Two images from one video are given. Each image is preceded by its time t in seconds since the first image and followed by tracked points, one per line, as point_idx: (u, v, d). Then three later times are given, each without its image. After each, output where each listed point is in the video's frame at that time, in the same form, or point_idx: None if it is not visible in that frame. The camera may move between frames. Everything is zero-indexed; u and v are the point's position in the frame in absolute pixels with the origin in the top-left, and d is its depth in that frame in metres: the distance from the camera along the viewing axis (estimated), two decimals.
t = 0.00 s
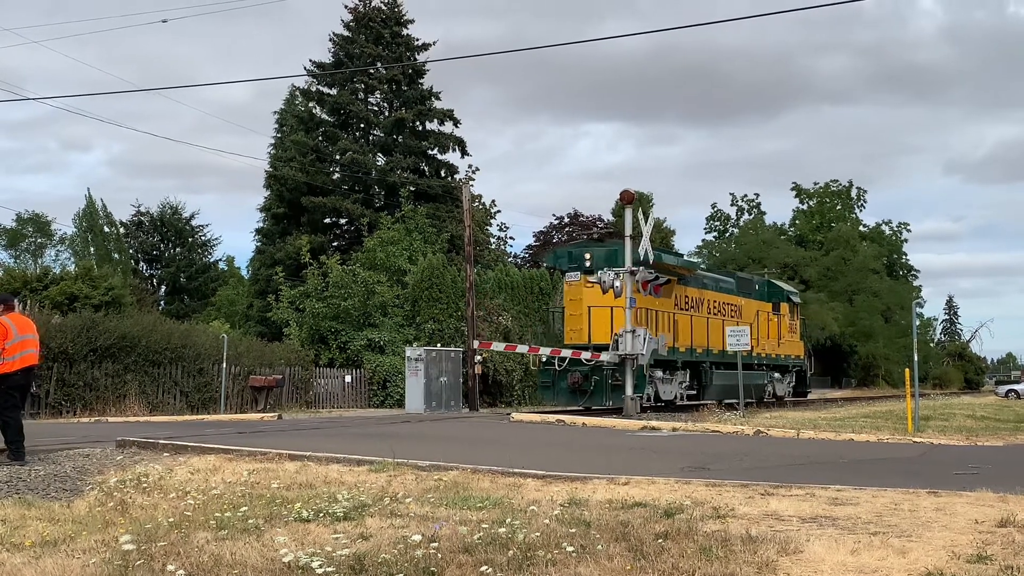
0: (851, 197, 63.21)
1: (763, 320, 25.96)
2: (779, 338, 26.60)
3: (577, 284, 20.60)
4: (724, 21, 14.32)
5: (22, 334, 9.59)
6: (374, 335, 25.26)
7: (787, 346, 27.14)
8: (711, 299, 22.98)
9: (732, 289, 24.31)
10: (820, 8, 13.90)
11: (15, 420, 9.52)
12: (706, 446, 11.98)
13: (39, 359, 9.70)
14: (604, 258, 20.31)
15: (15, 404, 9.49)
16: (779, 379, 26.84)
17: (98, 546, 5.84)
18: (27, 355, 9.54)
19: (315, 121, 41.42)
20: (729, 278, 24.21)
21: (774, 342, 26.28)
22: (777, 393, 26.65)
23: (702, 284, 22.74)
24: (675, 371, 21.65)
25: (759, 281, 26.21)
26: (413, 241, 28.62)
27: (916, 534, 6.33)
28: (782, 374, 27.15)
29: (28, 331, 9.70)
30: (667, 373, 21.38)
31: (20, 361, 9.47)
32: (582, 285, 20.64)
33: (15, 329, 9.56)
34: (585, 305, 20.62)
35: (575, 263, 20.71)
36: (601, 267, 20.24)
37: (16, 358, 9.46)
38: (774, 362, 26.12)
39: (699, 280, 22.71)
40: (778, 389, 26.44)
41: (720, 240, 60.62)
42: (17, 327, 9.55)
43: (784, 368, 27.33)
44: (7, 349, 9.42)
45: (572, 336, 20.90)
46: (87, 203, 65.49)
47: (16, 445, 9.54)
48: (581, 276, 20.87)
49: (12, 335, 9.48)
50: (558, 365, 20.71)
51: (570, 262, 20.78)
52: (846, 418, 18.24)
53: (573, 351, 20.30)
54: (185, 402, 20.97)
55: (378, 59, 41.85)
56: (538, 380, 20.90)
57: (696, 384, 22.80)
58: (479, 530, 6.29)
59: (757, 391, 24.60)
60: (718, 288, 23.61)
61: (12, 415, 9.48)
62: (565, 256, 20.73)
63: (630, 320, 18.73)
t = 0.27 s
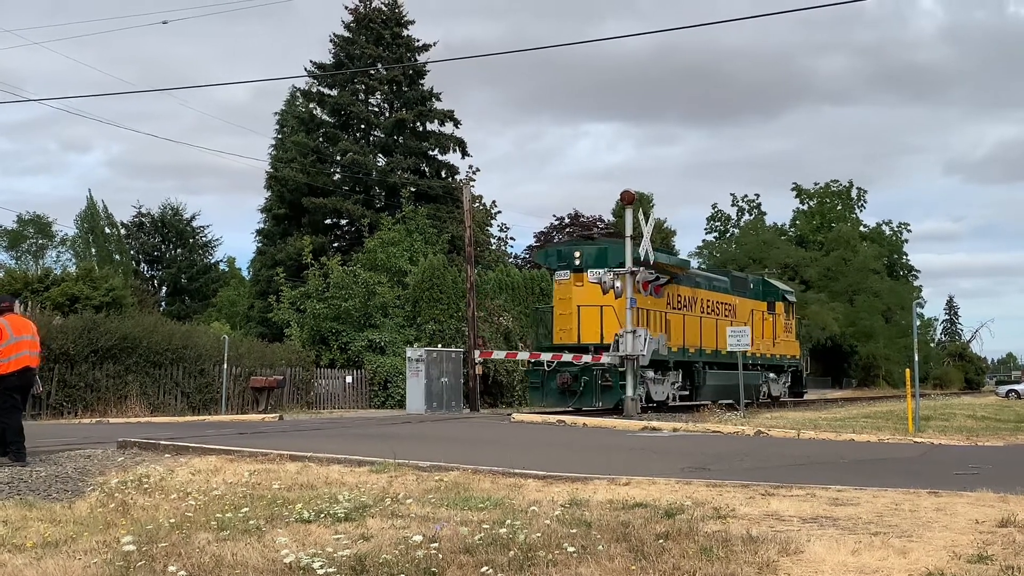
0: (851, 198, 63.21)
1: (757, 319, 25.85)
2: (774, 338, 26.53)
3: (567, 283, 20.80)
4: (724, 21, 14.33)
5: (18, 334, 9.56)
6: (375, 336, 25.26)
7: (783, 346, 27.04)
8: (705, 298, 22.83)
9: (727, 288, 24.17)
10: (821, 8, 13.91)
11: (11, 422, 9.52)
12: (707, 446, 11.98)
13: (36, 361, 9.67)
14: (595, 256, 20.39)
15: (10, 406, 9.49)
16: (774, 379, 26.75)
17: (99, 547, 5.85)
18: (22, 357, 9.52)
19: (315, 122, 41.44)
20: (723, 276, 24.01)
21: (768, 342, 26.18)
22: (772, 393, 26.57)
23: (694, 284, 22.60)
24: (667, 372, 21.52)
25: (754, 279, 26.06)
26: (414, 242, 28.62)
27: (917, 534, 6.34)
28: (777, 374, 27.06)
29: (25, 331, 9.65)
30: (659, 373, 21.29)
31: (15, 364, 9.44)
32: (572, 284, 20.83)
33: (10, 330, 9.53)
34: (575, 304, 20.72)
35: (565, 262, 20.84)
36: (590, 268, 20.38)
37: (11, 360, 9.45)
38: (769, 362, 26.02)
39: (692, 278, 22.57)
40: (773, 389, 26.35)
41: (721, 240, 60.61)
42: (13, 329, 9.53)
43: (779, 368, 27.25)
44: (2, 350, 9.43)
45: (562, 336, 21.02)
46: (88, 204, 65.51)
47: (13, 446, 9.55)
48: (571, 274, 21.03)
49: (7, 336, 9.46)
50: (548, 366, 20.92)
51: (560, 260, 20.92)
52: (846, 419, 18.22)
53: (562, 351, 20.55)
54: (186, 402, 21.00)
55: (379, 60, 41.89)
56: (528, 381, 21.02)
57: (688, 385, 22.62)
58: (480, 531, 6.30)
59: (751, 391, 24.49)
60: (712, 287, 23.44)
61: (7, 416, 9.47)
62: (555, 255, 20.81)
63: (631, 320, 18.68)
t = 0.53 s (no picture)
0: (852, 196, 63.17)
1: (753, 317, 25.69)
2: (770, 337, 26.42)
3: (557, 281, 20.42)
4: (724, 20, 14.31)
5: (14, 340, 9.68)
6: (377, 338, 25.25)
7: (779, 345, 26.90)
8: (700, 296, 22.56)
9: (722, 285, 23.99)
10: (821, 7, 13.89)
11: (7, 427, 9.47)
12: (712, 446, 11.95)
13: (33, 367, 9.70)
14: (586, 255, 20.42)
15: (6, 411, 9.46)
16: (771, 378, 26.57)
17: (101, 552, 5.84)
18: (18, 362, 9.56)
19: (316, 125, 41.46)
20: (718, 274, 23.76)
21: (765, 341, 26.00)
22: (769, 393, 26.39)
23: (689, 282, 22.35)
24: (660, 371, 21.15)
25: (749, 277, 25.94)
26: (416, 244, 28.63)
27: (921, 532, 6.32)
28: (774, 373, 26.90)
29: (21, 338, 9.75)
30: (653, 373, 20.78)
31: (9, 368, 9.47)
32: (562, 283, 20.45)
33: (6, 336, 9.64)
34: (563, 303, 20.41)
35: (555, 261, 20.68)
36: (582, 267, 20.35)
37: (6, 365, 9.50)
38: (765, 362, 25.83)
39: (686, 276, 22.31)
40: (770, 388, 26.19)
41: (722, 240, 60.57)
42: (9, 334, 9.64)
43: (776, 367, 27.09)
44: None
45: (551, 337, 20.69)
46: (89, 209, 65.56)
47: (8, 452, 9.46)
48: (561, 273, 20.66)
49: (3, 342, 9.58)
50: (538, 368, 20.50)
51: (550, 259, 20.75)
52: (849, 418, 18.19)
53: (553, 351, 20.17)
54: (188, 407, 21.04)
55: (379, 63, 41.93)
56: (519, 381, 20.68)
57: (683, 385, 22.21)
58: (482, 533, 6.29)
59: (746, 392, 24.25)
60: (706, 285, 23.16)
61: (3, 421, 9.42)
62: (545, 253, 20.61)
63: (632, 320, 18.64)
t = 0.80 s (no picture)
0: (856, 197, 63.12)
1: (751, 318, 25.56)
2: (768, 338, 26.28)
3: (549, 281, 20.24)
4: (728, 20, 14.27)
5: (15, 342, 9.74)
6: (381, 339, 25.24)
7: (777, 346, 26.77)
8: (695, 297, 22.25)
9: (718, 285, 23.84)
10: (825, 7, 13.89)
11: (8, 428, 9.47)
12: (717, 448, 11.94)
13: (34, 368, 9.74)
14: (578, 254, 20.14)
15: (6, 412, 9.47)
16: (769, 380, 26.37)
17: (106, 553, 5.85)
18: (18, 363, 9.60)
19: (319, 126, 41.49)
20: (714, 275, 23.56)
21: (762, 341, 25.84)
22: (767, 394, 26.19)
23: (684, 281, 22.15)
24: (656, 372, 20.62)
25: (745, 277, 25.79)
26: (419, 245, 28.65)
27: (926, 534, 6.31)
28: (773, 374, 26.73)
29: (22, 338, 9.81)
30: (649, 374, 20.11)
31: (10, 369, 9.52)
32: (553, 282, 20.32)
33: (7, 337, 9.72)
34: (554, 304, 20.27)
35: (546, 260, 20.52)
36: (573, 266, 20.14)
37: (6, 365, 9.54)
38: (763, 363, 25.65)
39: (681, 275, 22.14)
40: (768, 389, 26.02)
41: (726, 241, 60.54)
42: (10, 335, 9.71)
43: (775, 368, 26.96)
44: None
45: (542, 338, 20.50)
46: (93, 211, 65.74)
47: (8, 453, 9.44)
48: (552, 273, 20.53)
49: (4, 343, 9.65)
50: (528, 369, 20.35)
51: (542, 259, 20.59)
52: (853, 419, 18.18)
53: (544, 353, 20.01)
54: (192, 408, 21.07)
55: (382, 64, 41.96)
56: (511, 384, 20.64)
57: (679, 386, 21.62)
58: (487, 534, 6.30)
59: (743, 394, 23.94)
60: (702, 285, 22.91)
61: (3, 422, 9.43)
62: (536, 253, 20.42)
63: (635, 322, 18.57)
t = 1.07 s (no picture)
0: (863, 197, 62.96)
1: (751, 317, 25.29)
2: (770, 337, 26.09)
3: (543, 280, 20.14)
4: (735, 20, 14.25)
5: (17, 342, 9.81)
6: (387, 340, 25.30)
7: (779, 346, 26.50)
8: (695, 295, 21.93)
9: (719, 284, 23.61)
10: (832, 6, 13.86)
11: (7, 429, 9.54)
12: (725, 448, 11.94)
13: (35, 369, 9.81)
14: (573, 252, 19.83)
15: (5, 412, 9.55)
16: (771, 380, 26.00)
17: (114, 553, 5.89)
18: (19, 363, 9.67)
19: (325, 127, 41.58)
20: (713, 273, 23.30)
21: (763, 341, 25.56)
22: (769, 395, 25.87)
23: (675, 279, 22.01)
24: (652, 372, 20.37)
25: (747, 276, 25.57)
26: (425, 246, 28.69)
27: (934, 534, 6.30)
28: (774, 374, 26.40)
29: (25, 339, 9.88)
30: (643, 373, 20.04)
31: (11, 369, 9.60)
32: (547, 280, 20.15)
33: (10, 337, 9.79)
34: (549, 302, 20.05)
35: (541, 259, 20.25)
36: (567, 264, 19.78)
37: (7, 365, 9.62)
38: (764, 363, 25.39)
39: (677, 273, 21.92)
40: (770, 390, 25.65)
41: (732, 241, 60.48)
42: (12, 335, 9.79)
43: (777, 368, 26.68)
44: None
45: (537, 338, 20.32)
46: (100, 212, 65.96)
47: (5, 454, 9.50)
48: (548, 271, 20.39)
49: (6, 343, 9.72)
50: (522, 370, 20.16)
51: (536, 257, 20.33)
52: (861, 419, 18.12)
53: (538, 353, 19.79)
54: (200, 409, 21.15)
55: (388, 65, 42.03)
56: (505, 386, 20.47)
57: (676, 387, 21.34)
58: (494, 534, 6.32)
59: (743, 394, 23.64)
60: (701, 284, 22.63)
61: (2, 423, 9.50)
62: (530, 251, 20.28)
63: (642, 322, 18.62)
